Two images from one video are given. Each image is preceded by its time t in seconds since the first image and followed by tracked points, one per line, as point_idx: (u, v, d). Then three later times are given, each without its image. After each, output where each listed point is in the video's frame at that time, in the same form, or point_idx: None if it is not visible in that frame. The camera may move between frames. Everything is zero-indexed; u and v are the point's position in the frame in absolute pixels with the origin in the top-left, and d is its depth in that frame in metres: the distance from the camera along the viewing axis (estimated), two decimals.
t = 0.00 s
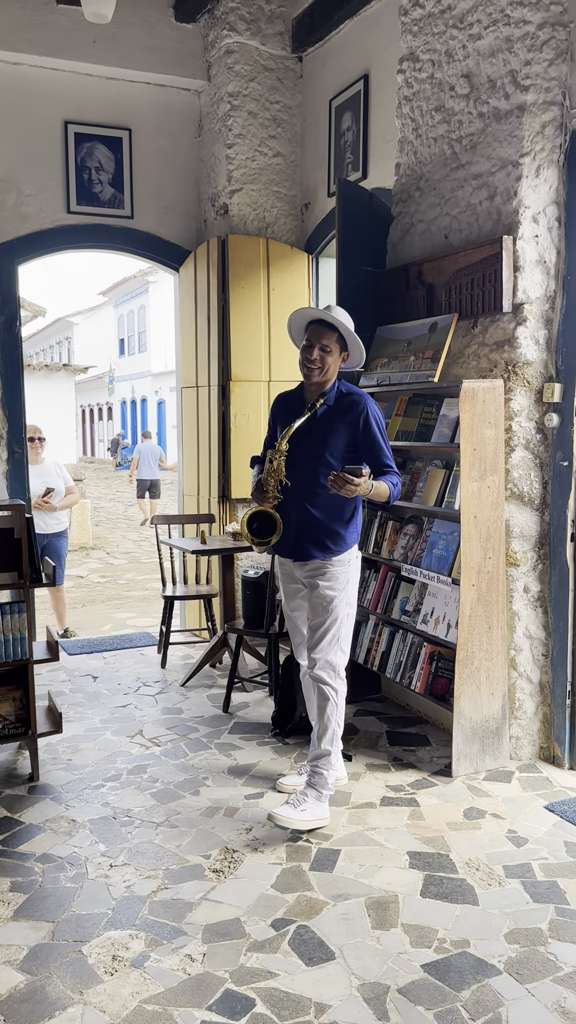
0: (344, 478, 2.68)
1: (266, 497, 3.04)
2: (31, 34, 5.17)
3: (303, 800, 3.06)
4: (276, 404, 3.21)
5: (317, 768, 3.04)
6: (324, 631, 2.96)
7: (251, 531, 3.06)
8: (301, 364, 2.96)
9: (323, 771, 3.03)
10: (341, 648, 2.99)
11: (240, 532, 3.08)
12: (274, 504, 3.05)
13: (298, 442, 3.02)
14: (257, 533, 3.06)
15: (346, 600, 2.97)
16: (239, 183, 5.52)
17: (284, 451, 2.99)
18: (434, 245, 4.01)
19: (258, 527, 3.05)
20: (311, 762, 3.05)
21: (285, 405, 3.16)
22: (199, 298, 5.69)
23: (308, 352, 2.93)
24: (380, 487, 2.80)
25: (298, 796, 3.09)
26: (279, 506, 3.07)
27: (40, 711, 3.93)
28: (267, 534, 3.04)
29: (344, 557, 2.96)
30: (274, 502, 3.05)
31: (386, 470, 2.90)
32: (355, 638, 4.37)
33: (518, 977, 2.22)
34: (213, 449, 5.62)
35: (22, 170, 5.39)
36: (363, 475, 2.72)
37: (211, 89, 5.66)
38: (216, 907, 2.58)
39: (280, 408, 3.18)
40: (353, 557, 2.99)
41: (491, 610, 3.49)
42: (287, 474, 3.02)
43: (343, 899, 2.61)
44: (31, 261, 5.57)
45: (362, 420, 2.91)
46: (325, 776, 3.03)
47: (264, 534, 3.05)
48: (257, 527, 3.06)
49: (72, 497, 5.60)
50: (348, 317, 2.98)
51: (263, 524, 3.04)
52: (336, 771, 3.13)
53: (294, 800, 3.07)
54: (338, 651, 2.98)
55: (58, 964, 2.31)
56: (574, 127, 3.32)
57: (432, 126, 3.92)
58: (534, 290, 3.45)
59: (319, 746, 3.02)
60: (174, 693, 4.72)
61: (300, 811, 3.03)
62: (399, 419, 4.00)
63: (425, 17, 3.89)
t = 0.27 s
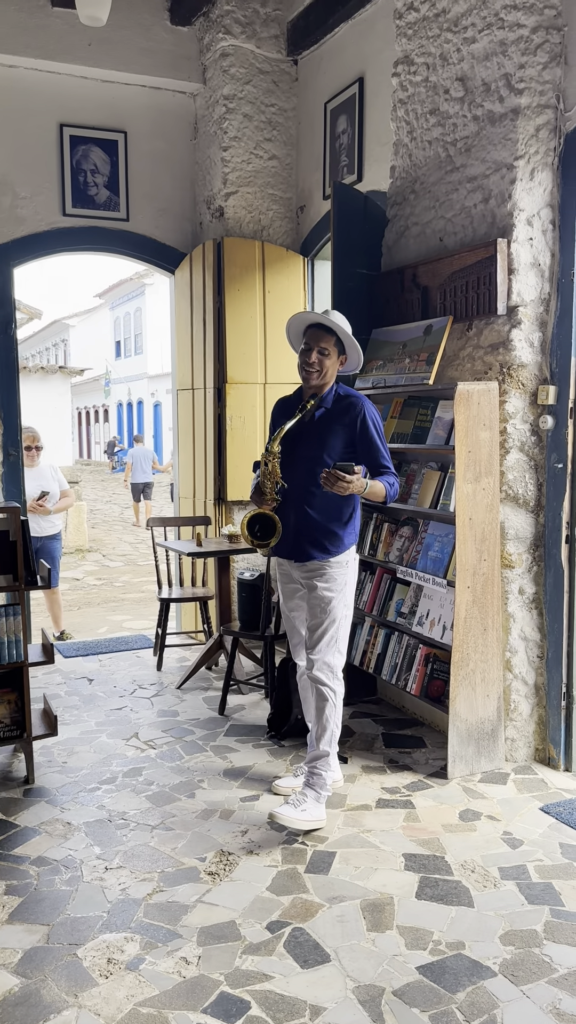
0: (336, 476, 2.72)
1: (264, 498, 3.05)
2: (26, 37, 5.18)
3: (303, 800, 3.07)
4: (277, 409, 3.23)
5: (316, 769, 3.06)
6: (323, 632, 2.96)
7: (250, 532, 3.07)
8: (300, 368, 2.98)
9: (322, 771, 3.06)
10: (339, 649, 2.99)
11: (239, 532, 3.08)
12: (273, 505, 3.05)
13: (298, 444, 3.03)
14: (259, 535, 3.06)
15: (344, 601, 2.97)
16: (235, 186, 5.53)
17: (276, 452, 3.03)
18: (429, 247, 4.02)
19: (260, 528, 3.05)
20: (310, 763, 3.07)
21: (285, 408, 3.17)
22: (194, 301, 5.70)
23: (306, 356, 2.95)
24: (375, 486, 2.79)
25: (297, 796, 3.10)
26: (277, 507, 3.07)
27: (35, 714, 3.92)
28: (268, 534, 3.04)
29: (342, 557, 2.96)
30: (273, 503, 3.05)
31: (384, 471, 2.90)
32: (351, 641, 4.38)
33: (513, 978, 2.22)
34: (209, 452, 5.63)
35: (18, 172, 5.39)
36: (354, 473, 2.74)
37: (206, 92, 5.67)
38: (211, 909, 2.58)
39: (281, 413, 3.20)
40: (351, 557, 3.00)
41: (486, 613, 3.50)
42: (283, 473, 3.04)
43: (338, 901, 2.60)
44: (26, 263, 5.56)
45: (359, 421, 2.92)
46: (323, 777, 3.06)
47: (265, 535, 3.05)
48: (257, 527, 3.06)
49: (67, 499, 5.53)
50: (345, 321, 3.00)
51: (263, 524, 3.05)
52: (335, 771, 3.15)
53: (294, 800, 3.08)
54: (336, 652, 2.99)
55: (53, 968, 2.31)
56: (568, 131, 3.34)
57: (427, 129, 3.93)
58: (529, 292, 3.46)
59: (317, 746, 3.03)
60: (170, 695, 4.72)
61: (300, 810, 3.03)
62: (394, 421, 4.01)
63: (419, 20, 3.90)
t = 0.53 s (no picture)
0: (327, 486, 2.71)
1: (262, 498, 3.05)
2: (22, 40, 5.18)
3: (298, 803, 3.06)
4: (270, 409, 3.22)
5: (311, 771, 3.05)
6: (320, 636, 2.95)
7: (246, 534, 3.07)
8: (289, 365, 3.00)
9: (316, 775, 3.04)
10: (335, 652, 2.99)
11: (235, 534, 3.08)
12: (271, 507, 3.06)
13: (292, 444, 3.02)
14: (254, 536, 3.06)
15: (340, 604, 2.97)
16: (231, 189, 5.54)
17: (280, 452, 3.01)
18: (424, 250, 4.03)
19: (255, 529, 3.06)
20: (304, 765, 3.06)
21: (278, 408, 3.16)
22: (190, 303, 5.70)
23: (296, 352, 2.97)
24: (369, 488, 2.78)
25: (291, 800, 3.09)
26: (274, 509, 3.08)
27: (31, 717, 3.92)
28: (265, 536, 3.05)
29: (339, 559, 2.95)
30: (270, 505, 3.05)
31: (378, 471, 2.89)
32: (347, 643, 4.38)
33: (509, 981, 2.22)
34: (205, 454, 5.62)
35: (14, 175, 5.39)
36: (346, 481, 2.74)
37: (202, 95, 5.68)
38: (207, 912, 2.58)
39: (274, 414, 3.18)
40: (349, 560, 3.00)
41: (482, 615, 3.50)
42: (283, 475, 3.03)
43: (334, 904, 2.60)
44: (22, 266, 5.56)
45: (351, 420, 2.91)
46: (319, 780, 3.04)
47: (262, 536, 3.06)
48: (253, 528, 3.06)
49: (60, 506, 5.49)
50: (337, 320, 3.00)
51: (259, 526, 3.06)
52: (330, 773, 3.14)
53: (288, 804, 3.06)
54: (332, 655, 2.98)
55: (48, 971, 2.30)
56: (562, 134, 3.35)
57: (422, 132, 3.94)
58: (524, 295, 3.47)
59: (313, 749, 3.03)
60: (166, 698, 4.72)
61: (294, 814, 3.01)
62: (390, 423, 4.01)
63: (414, 24, 3.91)
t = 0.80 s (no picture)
0: (320, 491, 2.71)
1: (258, 505, 3.01)
2: (20, 42, 5.18)
3: (292, 814, 3.01)
4: (257, 411, 3.20)
5: (306, 778, 3.01)
6: (315, 640, 2.95)
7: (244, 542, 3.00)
8: (279, 373, 2.97)
9: (311, 782, 3.00)
10: (331, 657, 2.98)
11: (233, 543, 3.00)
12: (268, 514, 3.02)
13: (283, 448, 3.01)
14: (250, 544, 3.00)
15: (336, 608, 2.96)
16: (228, 191, 5.55)
17: (282, 459, 2.98)
18: (421, 252, 4.03)
19: (253, 537, 3.00)
20: (300, 772, 3.02)
21: (266, 411, 3.15)
22: (188, 305, 5.71)
23: (283, 360, 2.93)
24: (362, 490, 2.77)
25: (285, 811, 3.04)
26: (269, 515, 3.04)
27: (28, 720, 3.91)
28: (262, 543, 3.00)
29: (334, 564, 2.96)
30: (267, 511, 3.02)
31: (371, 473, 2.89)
32: (345, 645, 4.38)
33: (507, 982, 2.22)
34: (203, 456, 5.62)
35: (11, 177, 5.39)
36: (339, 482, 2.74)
37: (200, 98, 5.68)
38: (204, 914, 2.57)
39: (262, 416, 3.16)
40: (344, 565, 3.00)
41: (480, 616, 3.51)
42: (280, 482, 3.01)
43: (331, 906, 2.60)
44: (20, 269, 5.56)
45: (343, 422, 2.90)
46: (314, 787, 3.00)
47: (259, 544, 3.01)
48: (251, 536, 3.00)
49: (54, 508, 5.50)
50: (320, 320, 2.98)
51: (257, 534, 3.00)
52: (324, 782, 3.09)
53: (282, 815, 3.01)
54: (327, 660, 2.97)
55: (46, 974, 2.30)
56: (559, 137, 3.37)
57: (419, 134, 3.95)
58: (521, 297, 3.47)
59: (307, 756, 2.99)
60: (164, 701, 4.71)
61: (288, 825, 2.97)
62: (387, 425, 4.02)
63: (411, 27, 3.92)
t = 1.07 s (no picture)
0: (312, 494, 2.68)
1: (246, 512, 3.00)
2: (18, 44, 5.19)
3: (287, 823, 2.99)
4: (246, 412, 3.19)
5: (299, 787, 2.98)
6: (303, 650, 2.92)
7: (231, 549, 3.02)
8: (268, 374, 2.95)
9: (304, 790, 2.97)
10: (320, 665, 2.95)
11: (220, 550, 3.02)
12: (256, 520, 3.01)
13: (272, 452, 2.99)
14: (238, 551, 3.02)
15: (325, 616, 2.93)
16: (227, 193, 5.55)
17: (267, 467, 2.96)
18: (419, 254, 4.03)
19: (240, 546, 3.01)
20: (293, 780, 2.99)
21: (256, 412, 3.14)
22: (187, 307, 5.71)
23: (274, 360, 2.91)
24: (354, 496, 2.78)
25: (280, 820, 3.01)
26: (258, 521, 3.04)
27: (26, 722, 3.91)
28: (251, 551, 3.00)
29: (324, 570, 2.93)
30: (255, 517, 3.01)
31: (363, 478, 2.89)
32: (343, 647, 4.37)
33: (506, 985, 2.22)
34: (201, 458, 5.62)
35: (9, 179, 5.39)
36: (331, 488, 2.72)
37: (198, 100, 5.69)
38: (203, 917, 2.57)
39: (250, 419, 3.16)
40: (334, 571, 2.96)
41: (478, 618, 3.50)
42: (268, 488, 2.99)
43: (330, 908, 2.60)
44: (18, 270, 5.56)
45: (334, 426, 2.90)
46: (307, 795, 2.97)
47: (247, 551, 3.01)
48: (239, 544, 3.01)
49: (57, 510, 5.50)
50: (312, 320, 2.97)
51: (244, 541, 3.00)
52: (318, 789, 3.06)
53: (276, 827, 2.98)
54: (316, 668, 2.94)
55: (44, 977, 2.29)
56: (557, 138, 3.38)
57: (417, 136, 3.95)
58: (519, 299, 3.48)
59: (298, 764, 2.96)
60: (162, 703, 4.70)
61: (283, 837, 2.94)
62: (386, 427, 4.02)
63: (409, 28, 3.93)
